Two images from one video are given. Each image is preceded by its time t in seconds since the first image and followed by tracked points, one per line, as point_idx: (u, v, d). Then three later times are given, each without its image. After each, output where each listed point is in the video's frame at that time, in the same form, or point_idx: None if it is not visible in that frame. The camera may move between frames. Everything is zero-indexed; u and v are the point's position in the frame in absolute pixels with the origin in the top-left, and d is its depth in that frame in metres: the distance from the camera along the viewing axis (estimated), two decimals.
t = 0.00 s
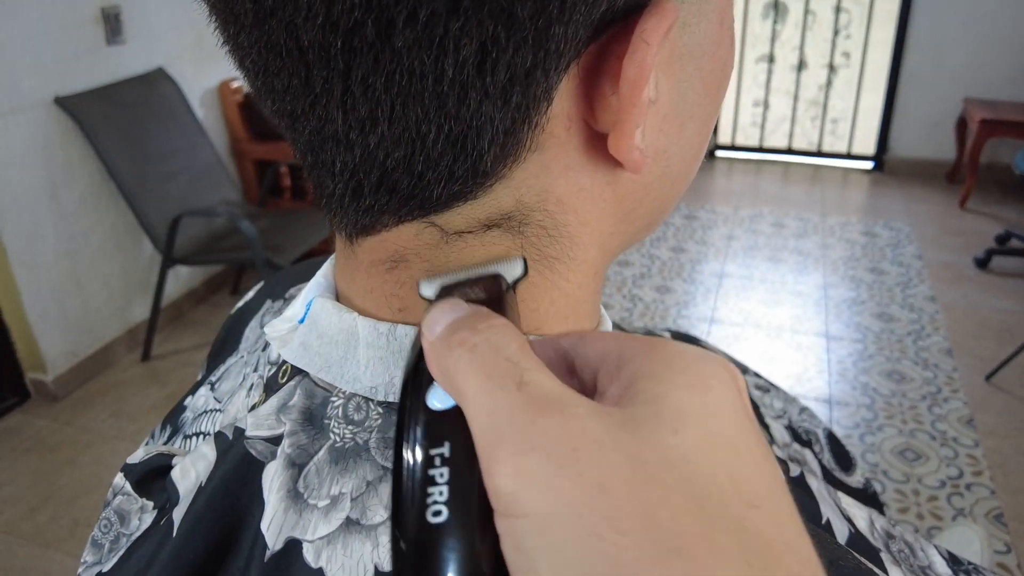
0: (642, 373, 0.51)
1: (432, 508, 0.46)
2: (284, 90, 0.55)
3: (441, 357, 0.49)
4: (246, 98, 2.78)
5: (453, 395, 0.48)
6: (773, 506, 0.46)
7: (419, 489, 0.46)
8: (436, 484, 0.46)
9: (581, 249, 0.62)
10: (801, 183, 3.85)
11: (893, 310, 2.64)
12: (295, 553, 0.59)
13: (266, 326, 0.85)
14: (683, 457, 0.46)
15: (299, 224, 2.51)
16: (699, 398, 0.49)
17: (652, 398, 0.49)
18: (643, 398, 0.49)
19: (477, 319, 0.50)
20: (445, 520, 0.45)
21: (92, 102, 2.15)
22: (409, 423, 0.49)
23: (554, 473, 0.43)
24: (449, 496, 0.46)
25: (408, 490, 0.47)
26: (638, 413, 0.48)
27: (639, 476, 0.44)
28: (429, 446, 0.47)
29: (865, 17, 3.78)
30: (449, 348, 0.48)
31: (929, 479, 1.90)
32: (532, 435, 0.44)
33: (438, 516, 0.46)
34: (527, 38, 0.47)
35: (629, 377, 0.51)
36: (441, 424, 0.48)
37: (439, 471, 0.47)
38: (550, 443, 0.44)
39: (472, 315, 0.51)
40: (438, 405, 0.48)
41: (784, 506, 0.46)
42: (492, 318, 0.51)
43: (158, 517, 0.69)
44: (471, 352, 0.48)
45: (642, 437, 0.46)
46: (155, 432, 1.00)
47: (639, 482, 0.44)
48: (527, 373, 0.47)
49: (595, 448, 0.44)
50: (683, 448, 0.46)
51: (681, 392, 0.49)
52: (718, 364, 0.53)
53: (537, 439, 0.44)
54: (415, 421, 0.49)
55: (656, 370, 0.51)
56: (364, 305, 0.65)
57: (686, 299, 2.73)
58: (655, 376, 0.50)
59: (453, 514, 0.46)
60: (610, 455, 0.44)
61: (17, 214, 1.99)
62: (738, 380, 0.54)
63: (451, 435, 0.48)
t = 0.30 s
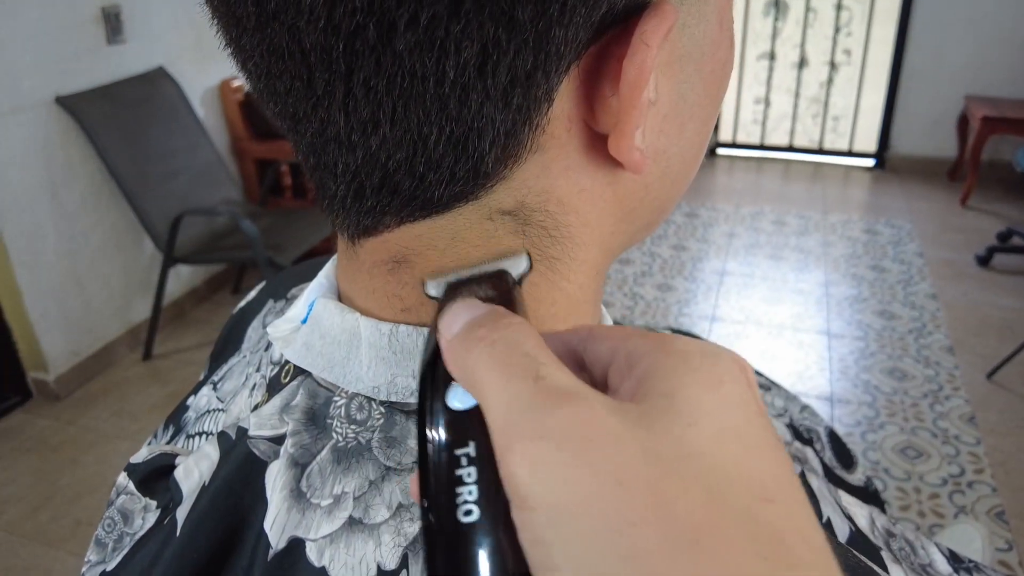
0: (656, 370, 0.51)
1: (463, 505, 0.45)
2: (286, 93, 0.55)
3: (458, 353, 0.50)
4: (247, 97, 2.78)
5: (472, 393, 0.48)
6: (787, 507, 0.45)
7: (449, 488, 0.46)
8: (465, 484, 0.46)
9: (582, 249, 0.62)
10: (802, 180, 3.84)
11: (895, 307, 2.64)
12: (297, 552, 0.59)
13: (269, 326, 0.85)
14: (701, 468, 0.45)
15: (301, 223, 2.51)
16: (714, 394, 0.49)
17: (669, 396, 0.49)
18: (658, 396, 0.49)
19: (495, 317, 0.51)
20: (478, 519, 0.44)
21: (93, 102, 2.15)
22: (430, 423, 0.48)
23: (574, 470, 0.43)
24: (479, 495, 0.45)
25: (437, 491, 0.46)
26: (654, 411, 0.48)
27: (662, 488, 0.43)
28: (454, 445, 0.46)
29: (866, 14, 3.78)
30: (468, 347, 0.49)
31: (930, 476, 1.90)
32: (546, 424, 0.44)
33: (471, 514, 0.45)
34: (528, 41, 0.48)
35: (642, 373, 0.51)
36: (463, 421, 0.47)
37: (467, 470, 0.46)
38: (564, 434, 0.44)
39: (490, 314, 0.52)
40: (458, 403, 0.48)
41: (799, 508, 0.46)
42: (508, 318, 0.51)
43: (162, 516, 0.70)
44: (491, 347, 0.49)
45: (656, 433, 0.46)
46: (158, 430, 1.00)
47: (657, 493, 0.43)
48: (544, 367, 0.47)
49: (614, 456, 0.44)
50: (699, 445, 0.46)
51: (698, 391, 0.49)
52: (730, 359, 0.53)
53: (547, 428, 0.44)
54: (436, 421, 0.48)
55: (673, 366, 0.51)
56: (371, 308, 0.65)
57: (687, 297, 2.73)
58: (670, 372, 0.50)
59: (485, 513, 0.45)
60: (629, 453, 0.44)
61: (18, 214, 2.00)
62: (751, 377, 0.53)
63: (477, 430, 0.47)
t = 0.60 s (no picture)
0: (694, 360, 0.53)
1: (509, 495, 0.45)
2: (287, 85, 0.55)
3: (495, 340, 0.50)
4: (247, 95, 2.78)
5: (511, 380, 0.48)
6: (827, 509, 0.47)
7: (493, 477, 0.45)
8: (509, 473, 0.45)
9: (585, 244, 0.61)
10: (803, 178, 3.84)
11: (897, 305, 2.63)
12: (299, 547, 0.59)
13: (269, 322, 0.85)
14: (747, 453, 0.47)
15: (302, 221, 2.51)
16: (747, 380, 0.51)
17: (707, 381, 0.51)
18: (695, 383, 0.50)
19: (531, 306, 0.52)
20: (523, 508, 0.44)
21: (93, 100, 2.15)
22: (469, 415, 0.48)
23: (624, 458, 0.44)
24: (525, 483, 0.45)
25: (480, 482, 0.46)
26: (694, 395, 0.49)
27: (707, 470, 0.45)
28: (496, 434, 0.47)
29: (867, 11, 3.77)
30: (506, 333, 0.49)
31: (932, 474, 1.90)
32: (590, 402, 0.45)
33: (518, 502, 0.45)
34: (530, 31, 0.47)
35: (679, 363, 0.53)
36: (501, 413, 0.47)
37: (509, 458, 0.46)
38: (610, 415, 0.45)
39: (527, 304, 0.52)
40: (496, 394, 0.48)
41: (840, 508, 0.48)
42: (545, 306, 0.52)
43: (161, 512, 0.69)
44: (531, 332, 0.49)
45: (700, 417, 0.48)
46: (159, 427, 1.00)
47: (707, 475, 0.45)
48: (584, 350, 0.48)
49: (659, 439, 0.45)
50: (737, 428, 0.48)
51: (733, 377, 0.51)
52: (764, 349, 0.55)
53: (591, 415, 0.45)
54: (473, 413, 0.48)
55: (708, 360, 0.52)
56: (376, 303, 0.64)
57: (689, 294, 2.73)
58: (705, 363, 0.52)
59: (531, 501, 0.45)
60: (674, 433, 0.46)
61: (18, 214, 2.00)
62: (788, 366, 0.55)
63: (516, 419, 0.47)
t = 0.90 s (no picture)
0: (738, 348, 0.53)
1: (570, 477, 0.44)
2: (287, 81, 0.55)
3: (545, 325, 0.49)
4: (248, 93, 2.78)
5: (558, 363, 0.48)
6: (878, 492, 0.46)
7: (550, 460, 0.44)
8: (565, 457, 0.44)
9: (586, 242, 0.61)
10: (804, 176, 3.84)
11: (897, 303, 2.63)
12: (300, 543, 0.59)
13: (270, 319, 0.85)
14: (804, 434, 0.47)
15: (303, 219, 2.52)
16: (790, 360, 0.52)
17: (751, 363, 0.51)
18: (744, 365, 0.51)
19: (577, 297, 0.51)
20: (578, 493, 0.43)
21: (94, 99, 2.15)
22: (519, 400, 0.47)
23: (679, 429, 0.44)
24: (583, 467, 0.44)
25: (534, 464, 0.45)
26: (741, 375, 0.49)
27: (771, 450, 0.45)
28: (551, 416, 0.46)
29: (868, 9, 3.77)
30: (556, 318, 0.49)
31: (932, 472, 1.90)
32: (644, 373, 0.45)
33: (579, 487, 0.43)
34: (529, 28, 0.48)
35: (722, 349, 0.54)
36: (550, 397, 0.47)
37: (565, 442, 0.45)
38: (665, 384, 0.45)
39: (571, 293, 0.51)
40: (542, 379, 0.48)
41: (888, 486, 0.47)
42: (591, 296, 0.51)
43: (163, 508, 0.70)
44: (581, 318, 0.49)
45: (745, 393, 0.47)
46: (161, 424, 1.00)
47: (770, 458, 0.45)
48: (632, 333, 0.48)
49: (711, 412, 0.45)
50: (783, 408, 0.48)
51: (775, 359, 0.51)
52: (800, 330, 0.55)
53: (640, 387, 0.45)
54: (524, 398, 0.47)
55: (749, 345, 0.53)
56: (373, 300, 0.65)
57: (690, 292, 2.73)
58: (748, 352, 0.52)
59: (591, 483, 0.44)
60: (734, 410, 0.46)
61: (20, 212, 2.00)
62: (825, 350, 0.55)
63: (568, 405, 0.46)
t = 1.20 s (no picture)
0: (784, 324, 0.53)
1: (630, 450, 0.44)
2: (285, 83, 0.55)
3: (590, 292, 0.49)
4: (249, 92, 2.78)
5: (609, 333, 0.47)
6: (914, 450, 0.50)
7: (609, 435, 0.44)
8: (624, 429, 0.44)
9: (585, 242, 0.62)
10: (805, 175, 3.84)
11: (898, 302, 2.63)
12: (298, 541, 0.59)
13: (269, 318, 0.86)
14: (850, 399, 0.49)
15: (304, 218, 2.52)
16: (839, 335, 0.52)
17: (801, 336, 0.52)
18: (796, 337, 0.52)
19: (619, 267, 0.51)
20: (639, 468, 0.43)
21: (95, 98, 2.16)
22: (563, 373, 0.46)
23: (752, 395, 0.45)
24: (642, 440, 0.44)
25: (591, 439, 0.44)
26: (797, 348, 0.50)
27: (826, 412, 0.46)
28: (602, 390, 0.45)
29: (869, 8, 3.76)
30: (610, 287, 0.49)
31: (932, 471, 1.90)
32: (712, 334, 0.45)
33: (641, 459, 0.44)
34: (526, 30, 0.48)
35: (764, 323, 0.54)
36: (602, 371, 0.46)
37: (622, 416, 0.45)
38: (733, 347, 0.45)
39: (612, 265, 0.51)
40: (588, 350, 0.47)
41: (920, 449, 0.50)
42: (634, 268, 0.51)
43: (163, 507, 0.70)
44: (633, 288, 0.48)
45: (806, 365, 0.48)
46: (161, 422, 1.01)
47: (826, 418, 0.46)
48: (685, 300, 0.48)
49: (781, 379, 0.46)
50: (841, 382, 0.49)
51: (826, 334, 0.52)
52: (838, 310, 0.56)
53: (708, 348, 0.45)
54: (566, 365, 0.47)
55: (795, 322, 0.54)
56: (371, 299, 0.65)
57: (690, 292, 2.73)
58: (795, 325, 0.53)
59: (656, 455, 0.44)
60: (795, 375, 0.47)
61: (21, 211, 2.00)
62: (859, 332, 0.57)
63: (616, 376, 0.46)
